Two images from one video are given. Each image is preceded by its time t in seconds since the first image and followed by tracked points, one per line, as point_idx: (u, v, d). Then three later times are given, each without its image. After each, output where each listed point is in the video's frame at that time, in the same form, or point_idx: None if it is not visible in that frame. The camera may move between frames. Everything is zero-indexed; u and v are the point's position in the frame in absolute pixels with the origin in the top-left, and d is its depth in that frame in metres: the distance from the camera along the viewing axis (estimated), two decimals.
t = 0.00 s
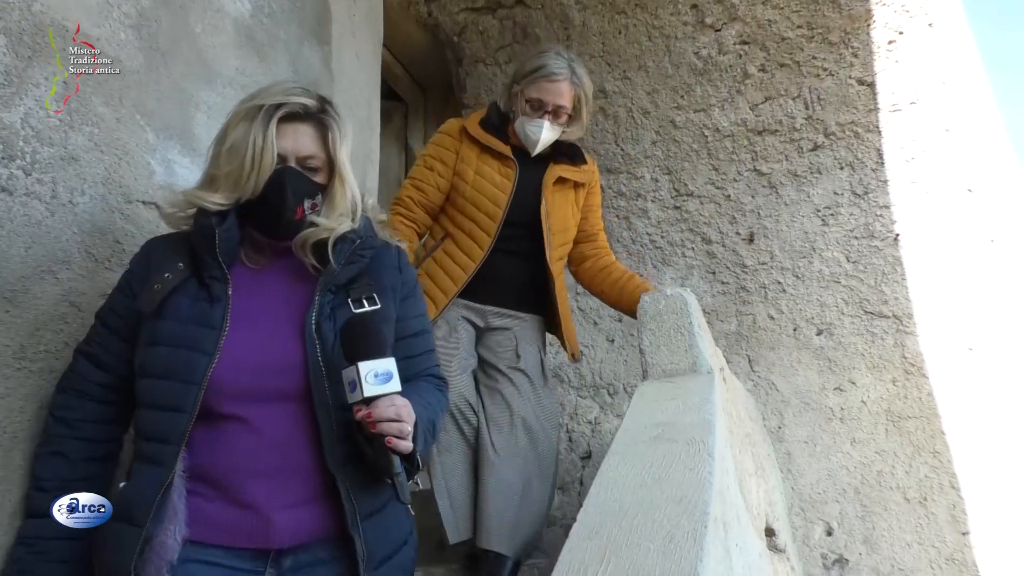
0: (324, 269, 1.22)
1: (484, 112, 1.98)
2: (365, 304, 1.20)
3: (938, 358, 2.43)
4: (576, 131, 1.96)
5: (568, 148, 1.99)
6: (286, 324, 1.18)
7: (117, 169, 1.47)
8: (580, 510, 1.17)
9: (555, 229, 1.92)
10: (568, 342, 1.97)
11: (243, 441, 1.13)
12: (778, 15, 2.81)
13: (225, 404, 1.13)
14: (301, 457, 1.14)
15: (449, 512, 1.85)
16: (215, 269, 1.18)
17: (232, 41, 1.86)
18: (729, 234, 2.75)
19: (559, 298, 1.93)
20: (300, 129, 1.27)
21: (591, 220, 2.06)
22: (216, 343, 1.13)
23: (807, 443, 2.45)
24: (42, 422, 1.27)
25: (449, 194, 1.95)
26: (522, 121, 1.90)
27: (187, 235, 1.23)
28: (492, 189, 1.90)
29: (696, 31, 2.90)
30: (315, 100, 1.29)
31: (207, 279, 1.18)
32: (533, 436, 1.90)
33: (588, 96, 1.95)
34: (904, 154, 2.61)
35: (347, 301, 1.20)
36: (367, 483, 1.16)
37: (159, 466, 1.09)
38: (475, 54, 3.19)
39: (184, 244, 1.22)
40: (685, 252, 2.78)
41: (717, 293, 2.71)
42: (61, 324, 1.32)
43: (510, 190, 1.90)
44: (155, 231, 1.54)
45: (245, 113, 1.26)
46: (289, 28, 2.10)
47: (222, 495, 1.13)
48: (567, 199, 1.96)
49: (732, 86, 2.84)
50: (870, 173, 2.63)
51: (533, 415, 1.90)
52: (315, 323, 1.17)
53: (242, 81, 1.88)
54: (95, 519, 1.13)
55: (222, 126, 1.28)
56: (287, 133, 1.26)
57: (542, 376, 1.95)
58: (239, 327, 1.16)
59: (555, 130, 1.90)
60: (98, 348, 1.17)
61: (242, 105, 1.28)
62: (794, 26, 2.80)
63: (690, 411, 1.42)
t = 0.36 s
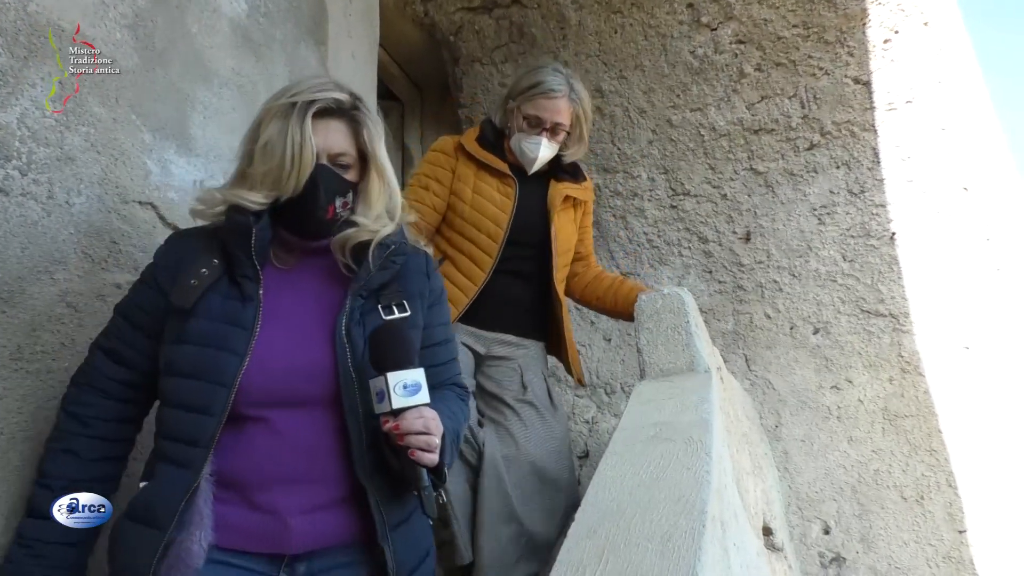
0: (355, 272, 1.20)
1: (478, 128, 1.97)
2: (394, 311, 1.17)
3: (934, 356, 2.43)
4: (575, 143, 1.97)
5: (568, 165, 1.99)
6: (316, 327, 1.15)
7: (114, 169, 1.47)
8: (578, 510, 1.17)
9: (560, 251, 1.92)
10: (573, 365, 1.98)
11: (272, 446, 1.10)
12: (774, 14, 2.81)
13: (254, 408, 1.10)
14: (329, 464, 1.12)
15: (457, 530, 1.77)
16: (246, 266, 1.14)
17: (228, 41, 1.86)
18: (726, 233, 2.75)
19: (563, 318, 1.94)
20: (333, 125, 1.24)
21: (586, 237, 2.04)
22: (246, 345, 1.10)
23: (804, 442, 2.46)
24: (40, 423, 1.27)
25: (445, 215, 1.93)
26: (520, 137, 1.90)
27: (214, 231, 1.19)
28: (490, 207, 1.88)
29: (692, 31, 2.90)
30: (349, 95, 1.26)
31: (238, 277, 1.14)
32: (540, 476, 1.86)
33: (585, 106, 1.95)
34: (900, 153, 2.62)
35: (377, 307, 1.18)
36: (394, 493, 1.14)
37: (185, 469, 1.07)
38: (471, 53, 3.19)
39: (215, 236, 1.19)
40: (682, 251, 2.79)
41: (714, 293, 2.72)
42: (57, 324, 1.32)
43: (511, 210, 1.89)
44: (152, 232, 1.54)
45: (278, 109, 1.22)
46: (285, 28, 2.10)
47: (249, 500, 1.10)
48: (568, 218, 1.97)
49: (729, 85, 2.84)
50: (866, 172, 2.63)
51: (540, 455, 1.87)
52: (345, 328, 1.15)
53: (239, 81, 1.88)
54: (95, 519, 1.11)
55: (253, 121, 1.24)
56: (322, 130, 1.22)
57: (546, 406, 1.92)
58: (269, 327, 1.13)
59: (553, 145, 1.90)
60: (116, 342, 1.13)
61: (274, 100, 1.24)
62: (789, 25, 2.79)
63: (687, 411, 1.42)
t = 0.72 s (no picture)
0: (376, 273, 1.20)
1: (471, 134, 1.96)
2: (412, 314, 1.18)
3: (933, 355, 2.44)
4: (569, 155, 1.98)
5: (559, 176, 2.00)
6: (334, 327, 1.15)
7: (112, 169, 1.47)
8: (577, 510, 1.16)
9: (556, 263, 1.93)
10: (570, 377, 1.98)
11: (290, 445, 1.10)
12: (772, 14, 2.81)
13: (273, 406, 1.10)
14: (345, 465, 1.12)
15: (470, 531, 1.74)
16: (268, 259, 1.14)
17: (226, 41, 1.86)
18: (724, 232, 2.75)
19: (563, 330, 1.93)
20: (358, 118, 1.25)
21: (575, 247, 2.05)
22: (266, 342, 1.09)
23: (803, 441, 2.46)
24: (39, 423, 1.27)
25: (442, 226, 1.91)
26: (512, 145, 1.90)
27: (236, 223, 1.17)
28: (491, 221, 1.88)
29: (690, 30, 2.91)
30: (374, 87, 1.27)
31: (258, 272, 1.13)
32: (547, 487, 1.85)
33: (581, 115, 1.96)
34: (899, 152, 2.62)
35: (395, 309, 1.18)
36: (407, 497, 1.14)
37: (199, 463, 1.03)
38: (469, 53, 3.19)
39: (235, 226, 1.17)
40: (681, 250, 2.79)
41: (712, 292, 2.72)
42: (55, 325, 1.32)
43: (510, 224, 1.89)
44: (151, 232, 1.54)
45: (304, 101, 1.23)
46: (283, 28, 2.10)
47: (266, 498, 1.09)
48: (560, 229, 1.98)
49: (727, 85, 2.84)
50: (864, 171, 2.64)
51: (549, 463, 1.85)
52: (364, 330, 1.14)
53: (237, 81, 1.88)
54: (95, 519, 1.04)
55: (278, 111, 1.24)
56: (348, 122, 1.23)
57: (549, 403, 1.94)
58: (288, 326, 1.12)
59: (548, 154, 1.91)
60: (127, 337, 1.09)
61: (299, 91, 1.25)
62: (788, 24, 2.79)
63: (687, 409, 1.42)
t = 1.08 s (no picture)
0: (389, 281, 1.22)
1: (472, 115, 1.92)
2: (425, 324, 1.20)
3: (932, 353, 2.43)
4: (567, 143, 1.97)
5: (556, 162, 1.98)
6: (348, 337, 1.16)
7: (110, 167, 1.46)
8: (577, 508, 1.16)
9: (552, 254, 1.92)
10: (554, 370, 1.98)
11: (302, 455, 1.10)
12: (771, 11, 2.81)
13: (287, 415, 1.10)
14: (354, 476, 1.14)
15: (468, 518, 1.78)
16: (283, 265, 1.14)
17: (224, 38, 1.86)
18: (724, 230, 2.75)
19: (552, 319, 1.93)
20: (371, 119, 1.25)
21: (566, 237, 2.03)
22: (282, 350, 1.09)
23: (803, 439, 2.46)
24: (38, 422, 1.27)
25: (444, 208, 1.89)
26: (511, 130, 1.88)
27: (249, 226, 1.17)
28: (493, 206, 1.85)
29: (689, 27, 2.90)
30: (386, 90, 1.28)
31: (272, 277, 1.14)
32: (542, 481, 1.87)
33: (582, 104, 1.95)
34: (899, 149, 2.62)
35: (406, 319, 1.20)
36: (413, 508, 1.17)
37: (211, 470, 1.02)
38: (468, 51, 3.18)
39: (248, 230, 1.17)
40: (680, 248, 2.78)
41: (712, 290, 2.71)
42: (54, 323, 1.31)
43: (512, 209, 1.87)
44: (150, 230, 1.54)
45: (317, 102, 1.23)
46: (282, 26, 2.09)
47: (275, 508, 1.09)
48: (556, 217, 1.96)
49: (727, 82, 2.84)
50: (864, 168, 2.64)
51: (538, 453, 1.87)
52: (379, 339, 1.16)
53: (235, 78, 1.88)
54: (95, 520, 1.01)
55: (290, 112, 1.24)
56: (363, 123, 1.24)
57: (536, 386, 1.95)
58: (303, 332, 1.14)
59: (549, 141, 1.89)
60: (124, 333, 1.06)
61: (313, 92, 1.25)
62: (787, 21, 2.79)
63: (688, 407, 1.42)
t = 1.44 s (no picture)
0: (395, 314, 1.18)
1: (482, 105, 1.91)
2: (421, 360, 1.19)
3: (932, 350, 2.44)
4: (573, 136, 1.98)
5: (561, 157, 1.97)
6: (350, 374, 1.12)
7: (110, 164, 1.46)
8: (577, 506, 1.16)
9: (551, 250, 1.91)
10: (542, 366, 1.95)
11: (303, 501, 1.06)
12: (771, 8, 2.80)
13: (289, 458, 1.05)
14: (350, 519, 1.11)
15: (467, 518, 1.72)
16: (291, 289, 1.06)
17: (224, 35, 1.85)
18: (724, 227, 2.74)
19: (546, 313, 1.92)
20: (374, 147, 1.21)
21: (566, 231, 2.02)
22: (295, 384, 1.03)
23: (803, 436, 2.45)
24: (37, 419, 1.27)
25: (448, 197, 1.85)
26: (521, 118, 1.87)
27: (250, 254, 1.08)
28: (502, 198, 1.83)
29: (689, 24, 2.90)
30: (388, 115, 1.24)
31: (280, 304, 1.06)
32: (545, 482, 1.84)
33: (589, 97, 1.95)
34: (899, 146, 2.63)
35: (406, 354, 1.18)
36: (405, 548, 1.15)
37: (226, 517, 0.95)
38: (468, 49, 3.18)
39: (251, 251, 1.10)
40: (680, 245, 2.78)
41: (712, 288, 2.71)
42: (54, 320, 1.32)
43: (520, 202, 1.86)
44: (149, 227, 1.54)
45: (320, 128, 1.17)
46: (282, 23, 2.09)
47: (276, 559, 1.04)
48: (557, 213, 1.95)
49: (728, 79, 2.84)
50: (865, 165, 2.63)
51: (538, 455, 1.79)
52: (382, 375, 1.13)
53: (235, 75, 1.87)
54: (95, 520, 0.95)
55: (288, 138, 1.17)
56: (368, 150, 1.20)
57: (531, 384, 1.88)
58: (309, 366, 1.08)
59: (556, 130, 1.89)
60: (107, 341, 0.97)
61: (313, 116, 1.20)
62: (787, 18, 2.79)
63: (688, 404, 1.41)
